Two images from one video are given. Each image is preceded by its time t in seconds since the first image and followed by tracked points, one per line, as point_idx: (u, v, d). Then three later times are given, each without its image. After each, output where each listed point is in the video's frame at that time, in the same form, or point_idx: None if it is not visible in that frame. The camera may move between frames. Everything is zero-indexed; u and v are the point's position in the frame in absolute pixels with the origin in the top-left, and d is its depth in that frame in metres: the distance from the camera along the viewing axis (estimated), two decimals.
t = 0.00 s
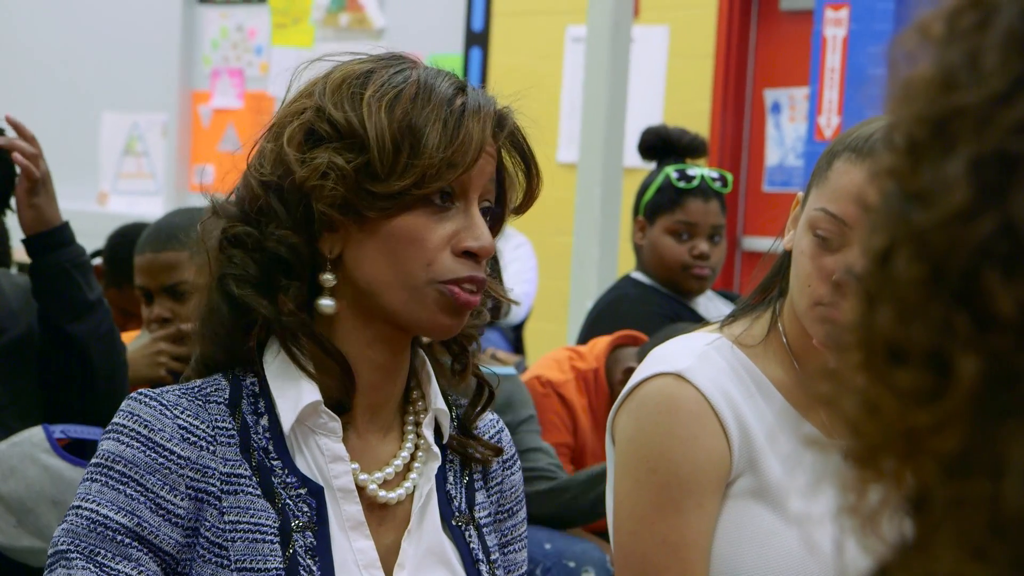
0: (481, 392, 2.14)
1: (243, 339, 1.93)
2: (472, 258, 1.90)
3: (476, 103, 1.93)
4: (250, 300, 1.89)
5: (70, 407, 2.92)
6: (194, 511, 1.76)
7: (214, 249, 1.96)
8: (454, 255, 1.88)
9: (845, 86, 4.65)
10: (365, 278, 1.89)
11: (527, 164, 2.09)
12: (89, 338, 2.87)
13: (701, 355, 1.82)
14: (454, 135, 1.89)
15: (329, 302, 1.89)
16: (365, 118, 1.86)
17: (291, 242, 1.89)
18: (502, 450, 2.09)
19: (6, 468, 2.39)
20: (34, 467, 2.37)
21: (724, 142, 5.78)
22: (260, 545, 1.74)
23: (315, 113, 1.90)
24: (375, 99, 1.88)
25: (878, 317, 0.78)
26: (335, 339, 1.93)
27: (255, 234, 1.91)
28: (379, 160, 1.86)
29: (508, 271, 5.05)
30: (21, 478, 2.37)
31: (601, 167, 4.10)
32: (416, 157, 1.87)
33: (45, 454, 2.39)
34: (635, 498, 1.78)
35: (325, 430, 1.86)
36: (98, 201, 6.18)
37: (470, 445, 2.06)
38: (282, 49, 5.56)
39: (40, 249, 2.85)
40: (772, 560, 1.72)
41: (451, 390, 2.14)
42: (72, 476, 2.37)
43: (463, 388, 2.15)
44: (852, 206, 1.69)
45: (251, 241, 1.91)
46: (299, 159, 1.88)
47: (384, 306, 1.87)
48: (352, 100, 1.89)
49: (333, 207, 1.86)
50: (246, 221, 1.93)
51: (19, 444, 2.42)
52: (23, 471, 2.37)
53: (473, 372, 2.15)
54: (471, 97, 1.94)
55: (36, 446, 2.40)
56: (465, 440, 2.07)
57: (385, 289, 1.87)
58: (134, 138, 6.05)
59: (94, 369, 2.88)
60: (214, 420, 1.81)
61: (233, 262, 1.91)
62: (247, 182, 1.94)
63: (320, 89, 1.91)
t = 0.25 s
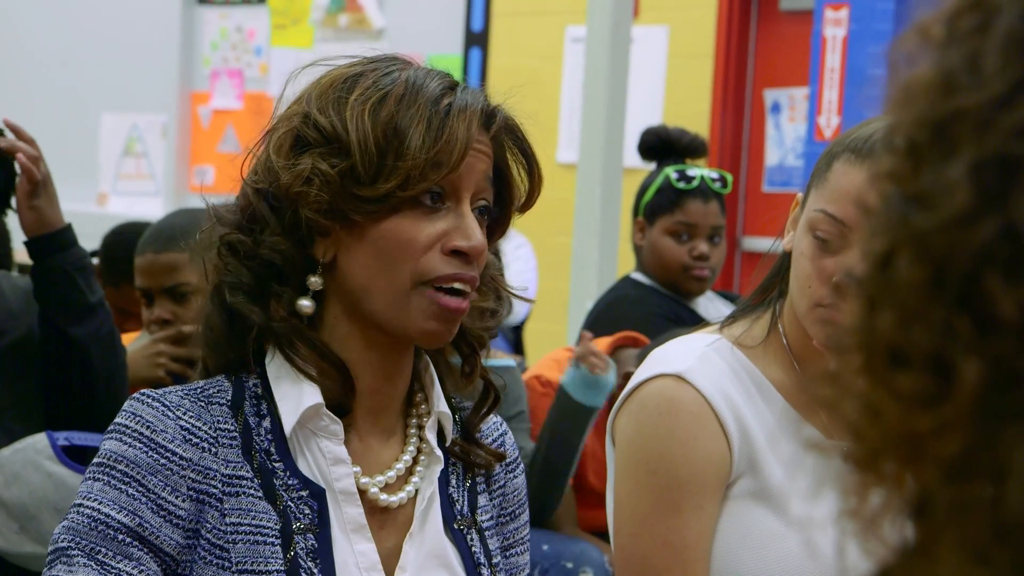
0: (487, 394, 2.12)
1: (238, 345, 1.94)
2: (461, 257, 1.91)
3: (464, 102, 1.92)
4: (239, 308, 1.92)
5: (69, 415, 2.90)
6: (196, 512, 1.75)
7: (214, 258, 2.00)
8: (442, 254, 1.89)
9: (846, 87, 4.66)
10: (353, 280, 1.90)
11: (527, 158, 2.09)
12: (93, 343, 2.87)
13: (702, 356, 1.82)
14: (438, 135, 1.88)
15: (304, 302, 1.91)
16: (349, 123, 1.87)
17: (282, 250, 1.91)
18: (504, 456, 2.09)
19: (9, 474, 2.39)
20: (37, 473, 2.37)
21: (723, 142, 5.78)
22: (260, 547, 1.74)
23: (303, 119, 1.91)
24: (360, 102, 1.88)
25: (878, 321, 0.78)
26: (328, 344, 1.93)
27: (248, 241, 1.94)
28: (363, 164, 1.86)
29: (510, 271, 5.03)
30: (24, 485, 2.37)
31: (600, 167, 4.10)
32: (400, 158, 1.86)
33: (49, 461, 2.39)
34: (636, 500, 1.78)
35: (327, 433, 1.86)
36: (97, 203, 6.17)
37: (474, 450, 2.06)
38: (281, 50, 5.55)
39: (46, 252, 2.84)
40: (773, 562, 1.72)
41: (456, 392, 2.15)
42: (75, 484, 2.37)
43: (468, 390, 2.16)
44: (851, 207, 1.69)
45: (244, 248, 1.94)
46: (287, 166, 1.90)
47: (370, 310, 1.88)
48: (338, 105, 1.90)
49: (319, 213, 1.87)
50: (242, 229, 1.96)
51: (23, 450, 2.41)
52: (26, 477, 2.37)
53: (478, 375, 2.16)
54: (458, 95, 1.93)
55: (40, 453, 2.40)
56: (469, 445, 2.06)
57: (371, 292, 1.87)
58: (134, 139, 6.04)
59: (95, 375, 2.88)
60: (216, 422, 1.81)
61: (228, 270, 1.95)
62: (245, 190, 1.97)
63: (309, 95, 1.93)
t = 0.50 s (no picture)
0: (487, 398, 2.12)
1: (238, 342, 1.94)
2: (456, 267, 1.91)
3: (467, 113, 1.91)
4: (239, 307, 1.91)
5: (68, 412, 2.89)
6: (195, 512, 1.76)
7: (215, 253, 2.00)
8: (437, 264, 1.89)
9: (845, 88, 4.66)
10: (350, 286, 1.91)
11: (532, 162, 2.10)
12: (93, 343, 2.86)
13: (700, 358, 1.82)
14: (437, 147, 1.88)
15: (335, 306, 1.90)
16: (349, 130, 1.87)
17: (282, 250, 1.91)
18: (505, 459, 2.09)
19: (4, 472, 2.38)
20: (32, 471, 2.37)
21: (722, 143, 5.78)
22: (260, 547, 1.74)
23: (306, 122, 1.92)
24: (362, 110, 1.88)
25: (875, 326, 0.78)
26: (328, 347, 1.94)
27: (248, 240, 1.94)
28: (361, 173, 1.86)
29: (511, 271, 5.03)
30: (20, 483, 2.36)
31: (599, 168, 4.10)
32: (398, 167, 1.87)
33: (43, 459, 2.39)
34: (633, 502, 1.78)
35: (326, 434, 1.87)
36: (96, 203, 6.17)
37: (474, 453, 2.06)
38: (281, 50, 5.55)
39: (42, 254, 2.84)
40: (771, 565, 1.72)
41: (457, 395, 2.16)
42: (70, 481, 2.38)
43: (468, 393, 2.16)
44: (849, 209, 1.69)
45: (243, 246, 1.93)
46: (287, 170, 1.91)
47: (365, 317, 1.89)
48: (340, 111, 1.90)
49: (316, 218, 1.88)
50: (241, 226, 1.96)
51: (16, 448, 2.40)
52: (21, 476, 2.37)
53: (478, 377, 2.17)
54: (461, 104, 1.93)
55: (35, 450, 2.40)
56: (469, 449, 2.06)
57: (365, 297, 1.89)
58: (133, 140, 6.04)
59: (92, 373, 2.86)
60: (217, 422, 1.81)
61: (226, 268, 1.94)
62: (247, 188, 1.98)
63: (314, 97, 1.93)
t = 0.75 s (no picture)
0: (488, 400, 2.12)
1: (241, 341, 1.94)
2: (461, 264, 1.91)
3: (468, 110, 1.92)
4: (242, 307, 1.91)
5: (68, 415, 2.89)
6: (198, 509, 1.76)
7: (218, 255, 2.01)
8: (441, 260, 1.89)
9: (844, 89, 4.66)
10: (355, 286, 1.90)
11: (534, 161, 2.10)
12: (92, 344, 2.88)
13: (699, 360, 1.82)
14: (439, 143, 1.88)
15: (315, 304, 1.93)
16: (352, 127, 1.88)
17: (284, 250, 1.92)
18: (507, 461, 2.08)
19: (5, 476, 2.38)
20: (33, 478, 2.37)
21: (721, 144, 5.78)
22: (262, 545, 1.75)
23: (308, 121, 1.93)
24: (364, 108, 1.89)
25: (872, 327, 0.78)
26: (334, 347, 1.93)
27: (252, 240, 1.95)
28: (364, 170, 1.87)
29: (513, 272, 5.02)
30: (20, 488, 2.36)
31: (598, 169, 4.10)
32: (401, 165, 1.87)
33: (45, 465, 2.38)
34: (631, 503, 1.79)
35: (330, 433, 1.87)
36: (95, 203, 6.18)
37: (476, 455, 2.05)
38: (280, 50, 5.55)
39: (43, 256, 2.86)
40: (767, 566, 1.73)
41: (460, 396, 2.15)
42: (71, 486, 2.37)
43: (470, 392, 2.14)
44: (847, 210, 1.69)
45: (247, 246, 1.95)
46: (290, 168, 1.92)
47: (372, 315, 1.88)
48: (342, 109, 1.91)
49: (319, 216, 1.89)
50: (245, 227, 1.97)
51: (17, 453, 2.40)
52: (22, 480, 2.37)
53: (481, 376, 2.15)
54: (463, 102, 1.93)
55: (36, 455, 2.40)
56: (471, 451, 2.06)
57: (371, 295, 1.88)
58: (132, 140, 6.04)
59: (92, 374, 2.88)
60: (220, 420, 1.81)
61: (231, 268, 1.95)
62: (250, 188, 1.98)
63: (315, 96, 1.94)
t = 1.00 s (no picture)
0: (498, 398, 2.13)
1: (247, 342, 1.95)
2: (462, 252, 1.92)
3: (463, 101, 1.93)
4: (247, 306, 1.91)
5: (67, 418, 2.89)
6: (205, 498, 1.75)
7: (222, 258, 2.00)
8: (443, 249, 1.89)
9: (843, 88, 4.67)
10: (359, 279, 1.90)
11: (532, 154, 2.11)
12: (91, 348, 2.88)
13: (696, 358, 1.82)
14: (436, 133, 1.89)
15: (319, 301, 1.92)
16: (349, 121, 1.88)
17: (286, 248, 1.92)
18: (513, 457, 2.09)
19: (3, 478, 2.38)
20: (32, 480, 2.37)
21: (721, 144, 5.78)
22: (270, 535, 1.75)
23: (306, 119, 1.93)
24: (360, 101, 1.90)
25: (870, 324, 0.78)
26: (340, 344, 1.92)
27: (254, 241, 1.94)
28: (363, 161, 1.87)
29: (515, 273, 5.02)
30: (17, 491, 2.37)
31: (597, 168, 4.10)
32: (399, 155, 1.87)
33: (42, 468, 2.38)
34: (630, 501, 1.79)
35: (339, 424, 1.88)
36: (95, 203, 6.16)
37: (483, 451, 2.06)
38: (279, 50, 5.55)
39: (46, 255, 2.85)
40: (767, 563, 1.73)
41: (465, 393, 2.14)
42: (68, 490, 2.37)
43: (476, 390, 2.14)
44: (846, 210, 1.69)
45: (250, 248, 1.95)
46: (289, 165, 1.92)
47: (377, 305, 1.88)
48: (339, 105, 1.91)
49: (320, 210, 1.89)
50: (247, 229, 1.96)
51: (17, 456, 2.41)
52: (19, 483, 2.37)
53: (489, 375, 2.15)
54: (458, 93, 1.94)
55: (34, 458, 2.40)
56: (479, 446, 2.07)
57: (375, 285, 1.88)
58: (131, 140, 6.04)
59: (92, 374, 2.88)
60: (229, 410, 1.82)
61: (234, 270, 1.95)
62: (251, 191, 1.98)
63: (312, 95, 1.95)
